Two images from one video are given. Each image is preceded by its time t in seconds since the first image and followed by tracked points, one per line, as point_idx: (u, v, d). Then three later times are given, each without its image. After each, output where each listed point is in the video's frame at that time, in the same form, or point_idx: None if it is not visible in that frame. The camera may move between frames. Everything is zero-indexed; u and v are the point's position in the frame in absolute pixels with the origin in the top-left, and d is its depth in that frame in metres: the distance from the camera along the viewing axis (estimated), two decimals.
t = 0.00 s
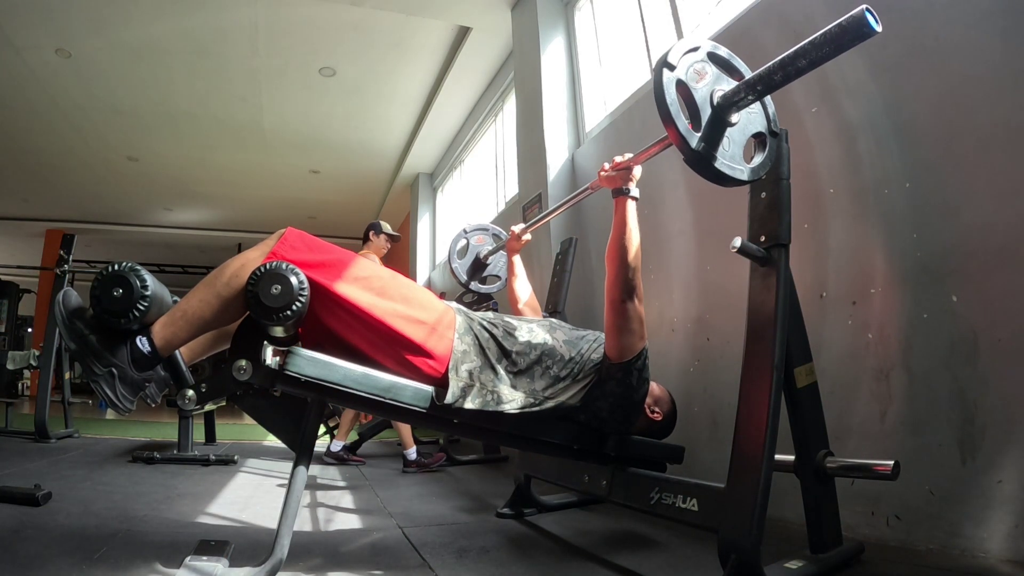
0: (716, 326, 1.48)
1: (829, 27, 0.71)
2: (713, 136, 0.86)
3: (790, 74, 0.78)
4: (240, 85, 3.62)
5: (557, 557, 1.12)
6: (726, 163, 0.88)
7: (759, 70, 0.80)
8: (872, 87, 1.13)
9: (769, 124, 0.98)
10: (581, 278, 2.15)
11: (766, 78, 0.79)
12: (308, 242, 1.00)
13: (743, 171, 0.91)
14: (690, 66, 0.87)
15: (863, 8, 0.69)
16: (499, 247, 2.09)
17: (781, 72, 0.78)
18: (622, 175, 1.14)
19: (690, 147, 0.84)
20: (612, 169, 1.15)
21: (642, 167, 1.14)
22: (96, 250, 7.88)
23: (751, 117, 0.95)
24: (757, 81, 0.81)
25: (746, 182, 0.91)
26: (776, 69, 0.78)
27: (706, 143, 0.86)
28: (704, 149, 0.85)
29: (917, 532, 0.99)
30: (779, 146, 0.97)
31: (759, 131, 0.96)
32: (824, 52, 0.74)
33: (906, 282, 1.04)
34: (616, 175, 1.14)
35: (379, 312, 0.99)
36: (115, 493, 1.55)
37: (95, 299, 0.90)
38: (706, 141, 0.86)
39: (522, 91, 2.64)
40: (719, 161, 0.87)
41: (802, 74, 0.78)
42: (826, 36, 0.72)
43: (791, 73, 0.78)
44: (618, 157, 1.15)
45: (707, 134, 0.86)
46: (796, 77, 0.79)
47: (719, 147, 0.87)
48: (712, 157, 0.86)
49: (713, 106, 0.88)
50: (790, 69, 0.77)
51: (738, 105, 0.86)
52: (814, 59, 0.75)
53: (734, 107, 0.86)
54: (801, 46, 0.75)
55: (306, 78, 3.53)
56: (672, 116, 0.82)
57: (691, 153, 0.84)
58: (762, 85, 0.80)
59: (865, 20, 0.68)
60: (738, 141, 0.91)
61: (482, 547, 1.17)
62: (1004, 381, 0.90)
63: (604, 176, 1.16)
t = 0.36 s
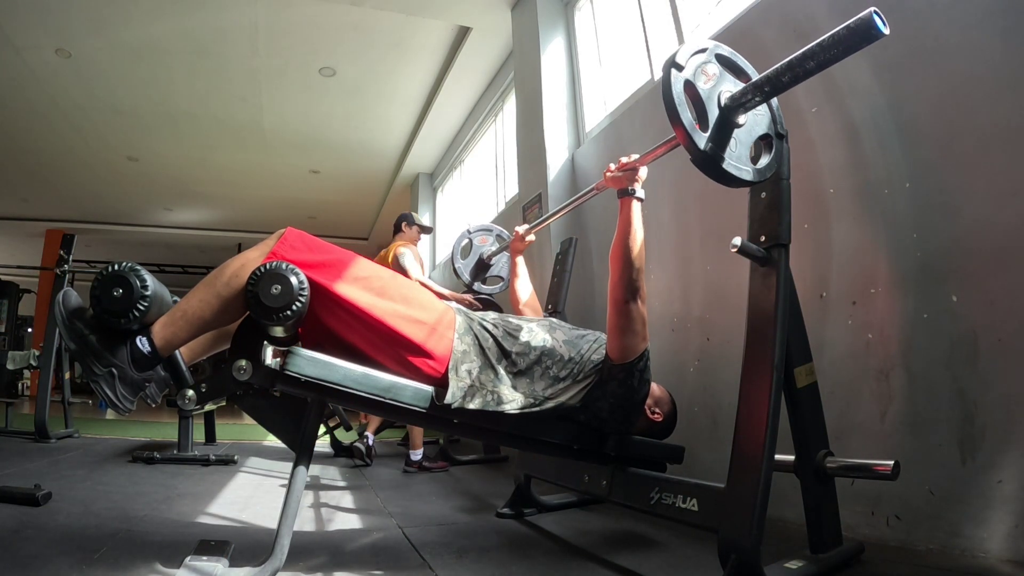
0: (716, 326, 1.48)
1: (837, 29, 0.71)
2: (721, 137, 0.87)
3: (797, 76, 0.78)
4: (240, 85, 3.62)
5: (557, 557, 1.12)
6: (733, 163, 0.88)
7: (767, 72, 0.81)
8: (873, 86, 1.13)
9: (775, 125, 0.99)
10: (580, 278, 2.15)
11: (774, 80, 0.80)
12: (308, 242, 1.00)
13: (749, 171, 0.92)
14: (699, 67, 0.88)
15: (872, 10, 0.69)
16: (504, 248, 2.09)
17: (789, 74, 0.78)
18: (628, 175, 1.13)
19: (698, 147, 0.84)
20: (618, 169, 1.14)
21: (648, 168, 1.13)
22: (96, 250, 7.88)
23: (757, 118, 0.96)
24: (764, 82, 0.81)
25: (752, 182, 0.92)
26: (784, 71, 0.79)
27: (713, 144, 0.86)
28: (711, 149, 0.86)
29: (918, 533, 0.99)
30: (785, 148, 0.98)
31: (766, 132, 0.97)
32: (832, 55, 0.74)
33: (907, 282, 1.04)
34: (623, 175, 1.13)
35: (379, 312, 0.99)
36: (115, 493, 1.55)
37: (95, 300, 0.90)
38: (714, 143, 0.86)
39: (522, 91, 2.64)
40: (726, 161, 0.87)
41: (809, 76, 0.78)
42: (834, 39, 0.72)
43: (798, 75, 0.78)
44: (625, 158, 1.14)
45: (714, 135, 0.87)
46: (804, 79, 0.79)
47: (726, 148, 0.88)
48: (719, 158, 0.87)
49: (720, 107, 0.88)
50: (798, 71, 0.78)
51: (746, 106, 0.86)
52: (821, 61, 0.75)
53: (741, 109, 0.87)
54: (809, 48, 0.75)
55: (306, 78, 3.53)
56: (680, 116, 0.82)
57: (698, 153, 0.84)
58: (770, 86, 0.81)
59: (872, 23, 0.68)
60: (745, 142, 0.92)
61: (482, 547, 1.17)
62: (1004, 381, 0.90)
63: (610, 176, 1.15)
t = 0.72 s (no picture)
0: (716, 326, 1.48)
1: (841, 43, 0.70)
2: (722, 151, 0.85)
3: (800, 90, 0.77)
4: (240, 85, 3.62)
5: (557, 557, 1.12)
6: (734, 178, 0.87)
7: (770, 85, 0.80)
8: (873, 86, 1.13)
9: (778, 140, 0.97)
10: (580, 278, 2.15)
11: (777, 93, 0.79)
12: (308, 242, 1.01)
13: (750, 186, 0.89)
14: (700, 78, 0.87)
15: (876, 25, 0.69)
16: (502, 255, 2.03)
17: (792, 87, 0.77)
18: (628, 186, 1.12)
19: (700, 161, 0.82)
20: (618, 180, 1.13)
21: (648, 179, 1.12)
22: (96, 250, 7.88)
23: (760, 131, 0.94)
24: (767, 95, 0.80)
25: (752, 198, 0.90)
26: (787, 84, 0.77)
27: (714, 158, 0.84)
28: (713, 163, 0.84)
29: (917, 533, 0.99)
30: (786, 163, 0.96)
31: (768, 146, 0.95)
32: (835, 69, 0.73)
33: (906, 282, 1.04)
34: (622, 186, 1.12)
35: (378, 313, 0.99)
36: (115, 493, 1.55)
37: (95, 300, 0.90)
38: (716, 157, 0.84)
39: (522, 91, 2.64)
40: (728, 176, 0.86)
41: (813, 89, 0.77)
42: (840, 52, 0.71)
43: (801, 89, 0.77)
44: (625, 168, 1.13)
45: (716, 149, 0.85)
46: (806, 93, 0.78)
47: (727, 162, 0.86)
48: (721, 173, 0.85)
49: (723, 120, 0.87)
50: (802, 84, 0.77)
51: (748, 119, 0.85)
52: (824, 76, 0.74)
53: (742, 122, 0.85)
54: (813, 62, 0.74)
55: (306, 78, 3.53)
56: (682, 129, 0.81)
57: (700, 167, 0.83)
58: (773, 99, 0.80)
59: (877, 36, 0.68)
60: (746, 157, 0.90)
61: (482, 547, 1.17)
62: (1004, 381, 0.90)
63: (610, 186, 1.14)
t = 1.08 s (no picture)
0: (716, 326, 1.48)
1: (856, 88, 0.70)
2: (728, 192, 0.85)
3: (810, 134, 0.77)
4: (239, 85, 3.61)
5: (557, 557, 1.12)
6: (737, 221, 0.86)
7: (781, 127, 0.80)
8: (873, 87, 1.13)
9: (785, 181, 0.96)
10: (581, 278, 2.15)
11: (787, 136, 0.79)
12: (307, 242, 1.01)
13: (753, 230, 0.89)
14: (709, 116, 0.87)
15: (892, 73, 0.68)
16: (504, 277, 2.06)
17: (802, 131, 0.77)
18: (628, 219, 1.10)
19: (704, 203, 0.82)
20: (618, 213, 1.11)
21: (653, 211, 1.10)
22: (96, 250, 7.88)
23: (767, 173, 0.94)
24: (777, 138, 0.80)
25: (755, 241, 0.89)
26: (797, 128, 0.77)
27: (718, 201, 0.84)
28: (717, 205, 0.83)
29: (918, 533, 0.99)
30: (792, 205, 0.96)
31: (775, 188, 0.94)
32: (848, 115, 0.72)
33: (906, 282, 1.04)
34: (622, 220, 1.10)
35: (378, 313, 0.99)
36: (115, 493, 1.54)
37: (95, 300, 0.90)
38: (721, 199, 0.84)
39: (522, 91, 2.64)
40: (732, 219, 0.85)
41: (824, 134, 0.77)
42: (853, 98, 0.71)
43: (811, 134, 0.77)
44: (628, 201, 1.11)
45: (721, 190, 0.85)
46: (817, 137, 0.77)
47: (732, 205, 0.85)
48: (725, 216, 0.85)
49: (730, 160, 0.87)
50: (812, 128, 0.77)
51: (756, 161, 0.85)
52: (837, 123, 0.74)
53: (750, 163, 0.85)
54: (825, 106, 0.74)
55: (307, 78, 3.53)
56: (687, 168, 0.81)
57: (704, 210, 0.82)
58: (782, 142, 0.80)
59: (894, 85, 0.67)
60: (751, 199, 0.90)
61: (482, 547, 1.16)
62: (1004, 381, 0.90)
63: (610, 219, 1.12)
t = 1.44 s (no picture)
0: (716, 326, 1.48)
1: (874, 144, 0.69)
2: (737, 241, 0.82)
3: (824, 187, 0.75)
4: (239, 85, 3.61)
5: (557, 557, 1.12)
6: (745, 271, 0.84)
7: (794, 178, 0.77)
8: (873, 87, 1.13)
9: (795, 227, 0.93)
10: (581, 279, 2.15)
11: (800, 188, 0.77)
12: (307, 242, 1.01)
13: (760, 279, 0.86)
14: (720, 161, 0.84)
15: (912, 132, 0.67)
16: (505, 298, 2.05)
17: (816, 183, 0.75)
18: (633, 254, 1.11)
19: (713, 254, 0.80)
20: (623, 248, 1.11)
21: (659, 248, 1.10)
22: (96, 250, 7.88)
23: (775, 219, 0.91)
24: (789, 188, 0.78)
25: (761, 291, 0.86)
26: (811, 179, 0.76)
27: (726, 250, 0.82)
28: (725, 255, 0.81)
29: (917, 532, 0.99)
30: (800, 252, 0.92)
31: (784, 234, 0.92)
32: (865, 171, 0.71)
33: (906, 282, 1.04)
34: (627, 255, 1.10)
35: (378, 313, 0.99)
36: (115, 493, 1.55)
37: (95, 300, 0.90)
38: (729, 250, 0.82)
39: (522, 91, 2.64)
40: (739, 270, 0.83)
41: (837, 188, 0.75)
42: (871, 155, 0.69)
43: (825, 187, 0.75)
44: (633, 235, 1.11)
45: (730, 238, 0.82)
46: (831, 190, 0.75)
47: (741, 255, 0.83)
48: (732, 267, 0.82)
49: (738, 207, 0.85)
50: (826, 181, 0.75)
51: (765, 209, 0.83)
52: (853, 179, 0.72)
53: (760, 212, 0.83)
54: (841, 160, 0.72)
55: (306, 78, 3.52)
56: (697, 217, 0.78)
57: (712, 260, 0.80)
58: (794, 193, 0.78)
59: (914, 144, 0.65)
60: (758, 247, 0.87)
61: (482, 547, 1.17)
62: (1004, 382, 0.90)
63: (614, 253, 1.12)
